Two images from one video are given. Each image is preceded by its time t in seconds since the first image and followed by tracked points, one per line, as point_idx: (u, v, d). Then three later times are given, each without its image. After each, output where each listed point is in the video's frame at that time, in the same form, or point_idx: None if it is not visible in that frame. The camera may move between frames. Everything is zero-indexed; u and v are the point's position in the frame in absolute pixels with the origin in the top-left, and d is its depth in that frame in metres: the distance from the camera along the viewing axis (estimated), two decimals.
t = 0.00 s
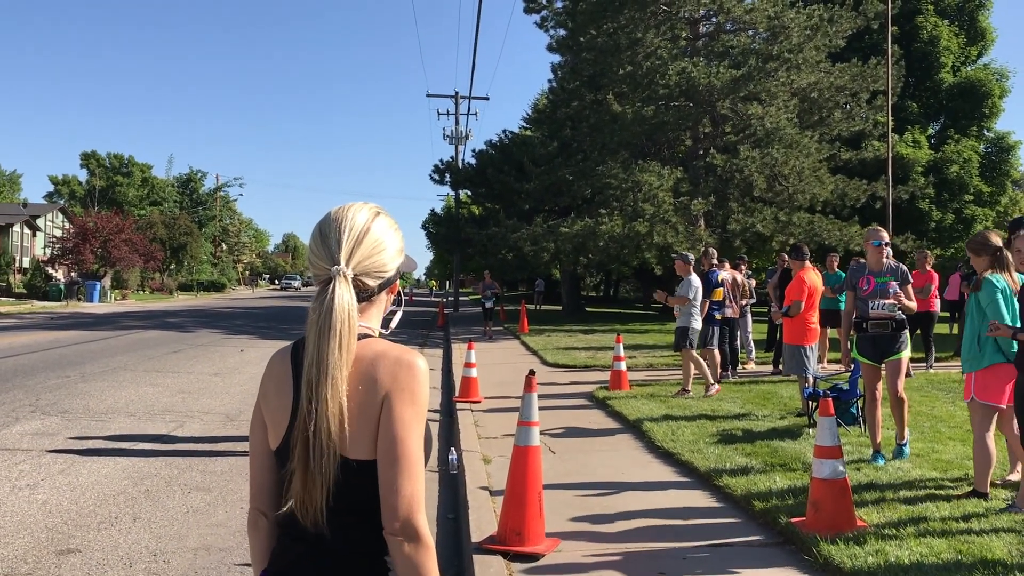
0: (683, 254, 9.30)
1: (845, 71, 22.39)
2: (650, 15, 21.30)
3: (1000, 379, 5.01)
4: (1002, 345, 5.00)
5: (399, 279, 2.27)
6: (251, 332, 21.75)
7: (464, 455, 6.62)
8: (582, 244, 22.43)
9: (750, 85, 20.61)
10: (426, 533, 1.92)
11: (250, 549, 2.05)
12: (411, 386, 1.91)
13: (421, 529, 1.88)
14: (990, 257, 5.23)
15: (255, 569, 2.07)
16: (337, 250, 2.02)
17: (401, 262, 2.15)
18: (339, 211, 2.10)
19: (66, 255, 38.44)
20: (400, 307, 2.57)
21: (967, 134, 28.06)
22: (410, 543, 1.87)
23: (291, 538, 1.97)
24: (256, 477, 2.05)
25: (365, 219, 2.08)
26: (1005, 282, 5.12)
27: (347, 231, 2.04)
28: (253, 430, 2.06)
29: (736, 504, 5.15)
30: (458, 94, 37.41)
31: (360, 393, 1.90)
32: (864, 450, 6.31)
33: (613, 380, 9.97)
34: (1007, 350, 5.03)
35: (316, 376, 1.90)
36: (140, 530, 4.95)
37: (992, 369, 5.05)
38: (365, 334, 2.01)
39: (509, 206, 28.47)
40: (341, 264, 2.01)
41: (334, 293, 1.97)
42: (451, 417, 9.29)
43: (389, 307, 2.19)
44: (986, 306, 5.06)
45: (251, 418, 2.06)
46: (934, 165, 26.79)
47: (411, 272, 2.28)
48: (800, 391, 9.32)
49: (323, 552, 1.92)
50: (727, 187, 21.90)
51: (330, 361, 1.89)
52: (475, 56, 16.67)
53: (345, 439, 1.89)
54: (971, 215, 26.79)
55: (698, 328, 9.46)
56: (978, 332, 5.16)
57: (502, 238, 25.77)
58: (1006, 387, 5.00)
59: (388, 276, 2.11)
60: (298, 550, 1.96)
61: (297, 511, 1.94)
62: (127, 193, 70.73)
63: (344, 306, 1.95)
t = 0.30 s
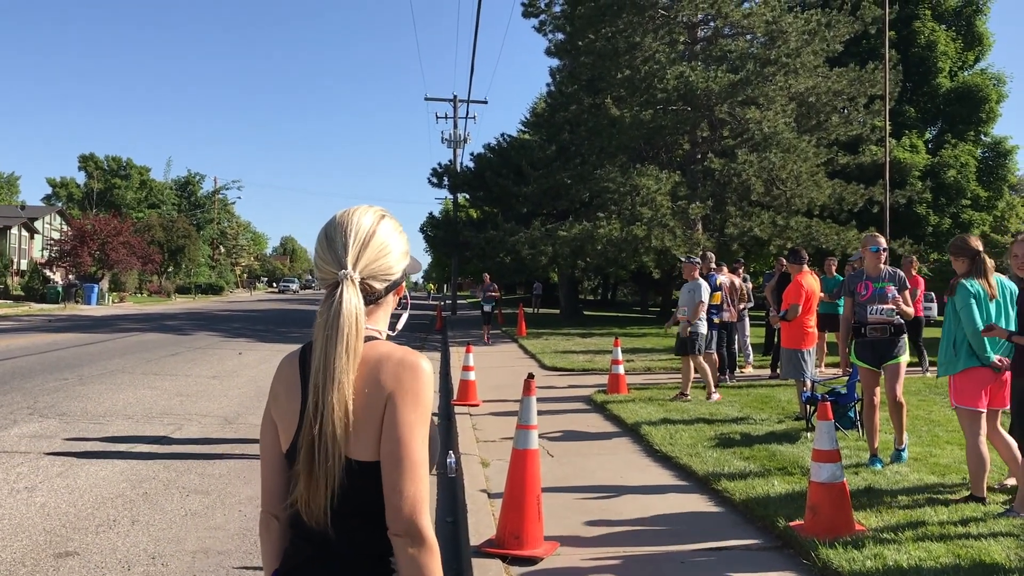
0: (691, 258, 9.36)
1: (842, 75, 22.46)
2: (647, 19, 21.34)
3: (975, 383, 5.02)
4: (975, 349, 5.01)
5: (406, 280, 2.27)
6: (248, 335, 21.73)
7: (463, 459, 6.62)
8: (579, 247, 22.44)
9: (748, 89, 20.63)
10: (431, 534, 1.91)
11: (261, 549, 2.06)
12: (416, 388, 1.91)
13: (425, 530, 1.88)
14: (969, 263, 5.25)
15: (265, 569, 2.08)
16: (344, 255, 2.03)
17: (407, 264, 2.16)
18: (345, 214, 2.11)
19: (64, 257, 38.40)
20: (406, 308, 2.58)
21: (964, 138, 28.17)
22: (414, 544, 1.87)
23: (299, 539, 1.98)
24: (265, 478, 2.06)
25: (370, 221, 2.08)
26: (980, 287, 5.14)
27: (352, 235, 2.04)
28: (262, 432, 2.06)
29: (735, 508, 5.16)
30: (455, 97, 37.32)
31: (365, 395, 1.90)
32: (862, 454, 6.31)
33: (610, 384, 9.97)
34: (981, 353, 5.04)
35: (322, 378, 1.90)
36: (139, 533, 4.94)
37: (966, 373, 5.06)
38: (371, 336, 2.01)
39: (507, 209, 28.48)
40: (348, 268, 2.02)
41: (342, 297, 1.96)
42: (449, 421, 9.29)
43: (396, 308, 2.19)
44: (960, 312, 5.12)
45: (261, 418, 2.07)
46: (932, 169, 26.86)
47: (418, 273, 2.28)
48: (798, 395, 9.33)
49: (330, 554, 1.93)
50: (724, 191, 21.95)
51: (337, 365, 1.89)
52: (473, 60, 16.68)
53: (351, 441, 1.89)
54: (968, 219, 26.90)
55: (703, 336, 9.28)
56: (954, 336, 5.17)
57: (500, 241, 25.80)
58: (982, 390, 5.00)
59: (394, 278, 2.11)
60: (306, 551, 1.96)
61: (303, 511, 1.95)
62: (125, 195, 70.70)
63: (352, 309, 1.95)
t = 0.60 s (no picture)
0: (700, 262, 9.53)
1: (841, 78, 22.50)
2: (647, 21, 21.32)
3: (960, 387, 5.05)
4: (960, 353, 5.03)
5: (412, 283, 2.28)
6: (245, 335, 21.71)
7: (460, 460, 6.62)
8: (578, 249, 22.45)
9: (747, 91, 20.63)
10: (443, 536, 1.93)
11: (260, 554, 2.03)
12: (433, 389, 1.93)
13: (440, 531, 1.89)
14: (958, 267, 5.26)
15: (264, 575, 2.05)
16: (354, 257, 2.02)
17: (417, 268, 2.16)
18: (353, 217, 2.11)
19: (61, 256, 38.34)
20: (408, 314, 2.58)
21: (963, 141, 28.20)
22: (428, 545, 1.88)
23: (304, 544, 1.96)
24: (266, 481, 2.03)
25: (380, 225, 2.08)
26: (965, 292, 5.16)
27: (362, 237, 2.04)
28: (266, 435, 2.04)
29: (732, 510, 5.15)
30: (454, 97, 37.23)
31: (381, 397, 1.90)
32: (860, 456, 6.32)
33: (608, 385, 9.97)
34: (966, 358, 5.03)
35: (336, 380, 1.90)
36: (136, 532, 4.93)
37: (952, 377, 5.09)
38: (382, 338, 2.01)
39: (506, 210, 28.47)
40: (358, 271, 2.01)
41: (352, 300, 1.96)
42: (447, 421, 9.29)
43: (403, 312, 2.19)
44: (946, 316, 5.15)
45: (263, 420, 2.05)
46: (930, 172, 26.89)
47: (426, 276, 2.28)
48: (796, 397, 9.34)
49: (338, 558, 1.91)
50: (723, 193, 21.96)
51: (352, 367, 1.89)
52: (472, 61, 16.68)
53: (364, 443, 1.89)
54: (966, 222, 26.94)
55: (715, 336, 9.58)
56: (941, 341, 5.21)
57: (498, 242, 25.80)
58: (968, 394, 5.02)
59: (403, 282, 2.10)
60: (311, 555, 1.95)
61: (311, 515, 1.92)
62: (122, 195, 70.64)
63: (363, 312, 1.95)
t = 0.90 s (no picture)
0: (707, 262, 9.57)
1: (839, 80, 22.57)
2: (645, 22, 21.34)
3: (954, 388, 5.07)
4: (953, 356, 5.06)
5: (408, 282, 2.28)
6: (242, 334, 21.69)
7: (457, 460, 6.63)
8: (576, 249, 22.48)
9: (745, 92, 20.64)
10: (442, 535, 1.92)
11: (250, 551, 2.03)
12: (427, 389, 1.92)
13: (438, 528, 1.89)
14: (952, 270, 5.26)
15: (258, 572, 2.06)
16: (351, 255, 2.02)
17: (413, 267, 2.16)
18: (352, 215, 2.11)
19: (59, 255, 38.29)
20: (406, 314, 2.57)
21: (960, 144, 28.25)
22: (427, 545, 1.88)
23: (297, 541, 1.96)
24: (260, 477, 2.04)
25: (378, 224, 2.08)
26: (958, 295, 5.17)
27: (360, 235, 2.04)
28: (259, 432, 2.04)
29: (729, 510, 5.16)
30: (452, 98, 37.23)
31: (376, 396, 1.91)
32: (857, 457, 6.34)
33: (606, 386, 9.98)
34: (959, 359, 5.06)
35: (328, 379, 1.90)
36: (133, 531, 4.93)
37: (947, 378, 5.11)
38: (378, 336, 2.01)
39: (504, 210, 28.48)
40: (355, 269, 2.02)
41: (349, 298, 1.96)
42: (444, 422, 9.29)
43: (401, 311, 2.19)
44: (939, 320, 5.17)
45: (256, 417, 2.05)
46: (928, 174, 26.97)
47: (423, 276, 2.29)
48: (793, 398, 9.35)
49: (332, 553, 1.92)
50: (720, 194, 21.98)
51: (346, 365, 1.89)
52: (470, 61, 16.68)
53: (359, 442, 1.89)
54: (963, 224, 26.98)
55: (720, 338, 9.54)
56: (936, 343, 5.23)
57: (496, 242, 25.82)
58: (962, 395, 5.04)
59: (400, 281, 2.10)
60: (303, 552, 1.95)
61: (306, 513, 1.93)
62: (120, 194, 70.56)
63: (360, 310, 1.95)
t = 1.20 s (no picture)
0: (709, 263, 9.61)
1: (836, 80, 22.59)
2: (643, 22, 21.33)
3: (958, 386, 5.08)
4: (957, 353, 5.08)
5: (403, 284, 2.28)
6: (239, 333, 21.65)
7: (455, 459, 6.62)
8: (573, 249, 22.52)
9: (743, 93, 20.61)
10: (449, 530, 1.94)
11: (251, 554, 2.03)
12: (433, 388, 1.93)
13: (445, 524, 1.91)
14: (962, 271, 5.29)
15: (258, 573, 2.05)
16: (347, 253, 2.02)
17: (409, 267, 2.16)
18: (347, 215, 2.10)
19: (56, 253, 38.21)
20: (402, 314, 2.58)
21: (957, 145, 28.25)
22: (435, 539, 1.89)
23: (300, 541, 1.96)
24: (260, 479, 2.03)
25: (374, 224, 2.08)
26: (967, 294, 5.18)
27: (356, 235, 2.04)
28: (256, 434, 2.03)
29: (726, 510, 5.16)
30: (450, 97, 37.18)
31: (381, 395, 1.91)
32: (854, 458, 6.35)
33: (603, 386, 9.97)
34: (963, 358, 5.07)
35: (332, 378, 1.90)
36: (130, 530, 4.92)
37: (950, 377, 5.13)
38: (378, 336, 2.01)
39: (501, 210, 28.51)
40: (352, 267, 2.02)
41: (346, 296, 1.96)
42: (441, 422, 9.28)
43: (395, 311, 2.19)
44: (946, 318, 5.18)
45: (255, 419, 2.03)
46: (925, 175, 27.03)
47: (418, 277, 2.29)
48: (790, 398, 9.36)
49: (338, 552, 1.91)
50: (718, 194, 21.96)
51: (347, 364, 1.88)
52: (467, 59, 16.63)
53: (365, 441, 1.89)
54: (959, 225, 27.01)
55: (721, 338, 9.54)
56: (941, 341, 5.26)
57: (493, 242, 25.82)
58: (965, 392, 5.05)
59: (395, 280, 2.10)
60: (307, 552, 1.94)
61: (309, 512, 1.93)
62: (117, 193, 70.39)
63: (357, 308, 1.95)
